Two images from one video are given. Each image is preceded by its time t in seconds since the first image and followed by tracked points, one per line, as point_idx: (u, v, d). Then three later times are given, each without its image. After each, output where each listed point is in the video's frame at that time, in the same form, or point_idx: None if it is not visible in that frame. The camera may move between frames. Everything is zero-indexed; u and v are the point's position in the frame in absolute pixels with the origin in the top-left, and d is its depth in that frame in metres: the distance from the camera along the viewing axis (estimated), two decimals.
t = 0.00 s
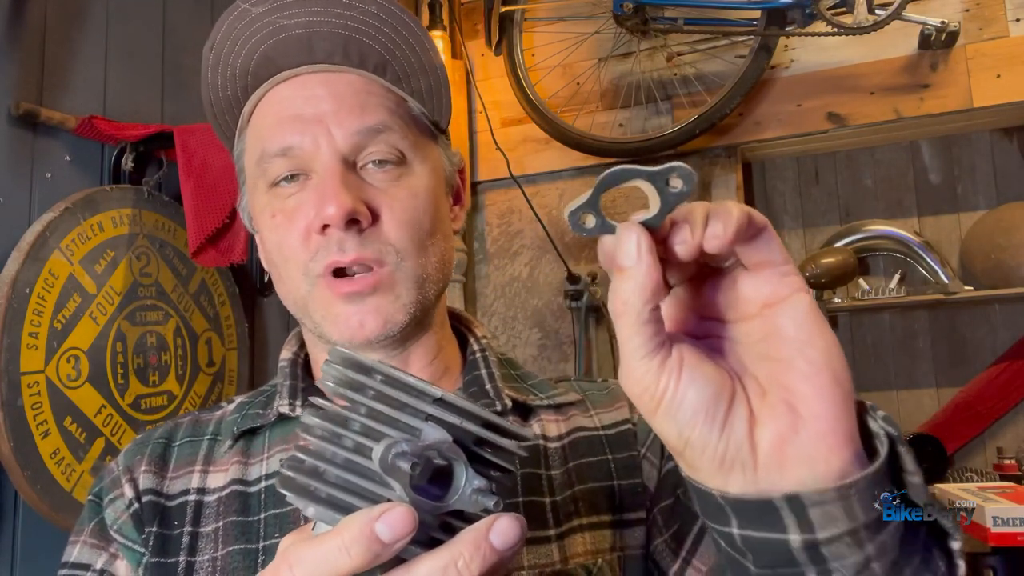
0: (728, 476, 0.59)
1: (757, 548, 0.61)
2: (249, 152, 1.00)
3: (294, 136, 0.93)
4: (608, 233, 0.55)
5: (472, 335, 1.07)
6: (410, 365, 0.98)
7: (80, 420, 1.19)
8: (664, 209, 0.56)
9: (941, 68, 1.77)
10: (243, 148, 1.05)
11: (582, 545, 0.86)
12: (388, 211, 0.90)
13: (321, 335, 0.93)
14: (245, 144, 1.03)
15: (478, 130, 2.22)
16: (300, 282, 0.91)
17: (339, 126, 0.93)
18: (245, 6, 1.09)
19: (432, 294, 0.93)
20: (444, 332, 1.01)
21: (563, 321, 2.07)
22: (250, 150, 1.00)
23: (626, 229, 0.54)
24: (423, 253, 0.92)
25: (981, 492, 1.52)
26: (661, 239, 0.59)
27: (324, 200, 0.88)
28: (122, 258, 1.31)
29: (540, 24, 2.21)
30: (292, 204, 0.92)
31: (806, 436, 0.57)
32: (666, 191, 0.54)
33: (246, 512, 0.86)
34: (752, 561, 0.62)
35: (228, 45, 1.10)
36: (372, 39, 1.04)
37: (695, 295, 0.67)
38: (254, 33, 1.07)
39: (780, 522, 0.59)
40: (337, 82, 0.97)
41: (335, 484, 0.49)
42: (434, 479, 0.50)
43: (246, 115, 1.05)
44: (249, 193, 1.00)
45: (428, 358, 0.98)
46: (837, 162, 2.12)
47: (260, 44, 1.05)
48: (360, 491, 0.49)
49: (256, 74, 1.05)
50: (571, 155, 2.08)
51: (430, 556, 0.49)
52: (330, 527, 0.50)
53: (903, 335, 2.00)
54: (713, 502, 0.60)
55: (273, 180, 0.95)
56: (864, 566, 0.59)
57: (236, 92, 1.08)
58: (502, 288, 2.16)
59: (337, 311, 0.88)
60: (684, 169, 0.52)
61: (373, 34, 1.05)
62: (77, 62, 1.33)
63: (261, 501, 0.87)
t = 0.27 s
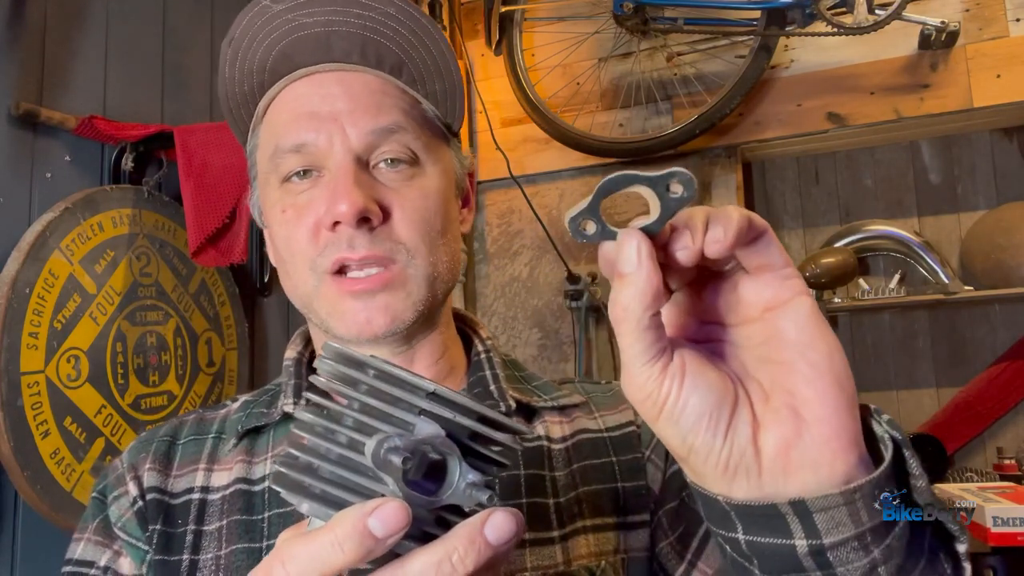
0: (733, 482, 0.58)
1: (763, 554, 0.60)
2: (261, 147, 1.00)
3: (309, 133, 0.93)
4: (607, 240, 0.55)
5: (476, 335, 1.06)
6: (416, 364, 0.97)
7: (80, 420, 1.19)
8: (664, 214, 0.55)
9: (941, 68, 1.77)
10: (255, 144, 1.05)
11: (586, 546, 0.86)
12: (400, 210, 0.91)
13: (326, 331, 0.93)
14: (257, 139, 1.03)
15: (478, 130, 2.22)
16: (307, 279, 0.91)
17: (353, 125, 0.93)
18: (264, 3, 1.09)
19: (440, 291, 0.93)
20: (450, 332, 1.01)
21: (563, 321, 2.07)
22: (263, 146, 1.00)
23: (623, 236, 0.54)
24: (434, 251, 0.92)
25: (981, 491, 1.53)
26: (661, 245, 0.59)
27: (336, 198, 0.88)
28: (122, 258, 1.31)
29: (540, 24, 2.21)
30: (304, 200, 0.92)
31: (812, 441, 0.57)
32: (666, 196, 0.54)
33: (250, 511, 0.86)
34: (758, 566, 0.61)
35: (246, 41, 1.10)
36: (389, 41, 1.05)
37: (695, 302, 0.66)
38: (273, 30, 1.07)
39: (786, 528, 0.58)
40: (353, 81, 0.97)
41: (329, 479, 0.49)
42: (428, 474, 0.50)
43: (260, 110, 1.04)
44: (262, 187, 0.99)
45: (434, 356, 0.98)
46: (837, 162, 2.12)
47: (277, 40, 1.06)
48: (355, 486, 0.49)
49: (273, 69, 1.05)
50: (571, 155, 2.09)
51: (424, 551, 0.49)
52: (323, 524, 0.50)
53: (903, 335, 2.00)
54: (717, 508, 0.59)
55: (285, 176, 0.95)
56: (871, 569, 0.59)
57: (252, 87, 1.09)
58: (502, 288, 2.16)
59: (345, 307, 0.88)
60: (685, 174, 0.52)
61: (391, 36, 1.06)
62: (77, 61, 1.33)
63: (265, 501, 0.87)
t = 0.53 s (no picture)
0: (691, 429, 0.58)
1: (728, 498, 0.59)
2: (287, 131, 1.00)
3: (334, 119, 0.93)
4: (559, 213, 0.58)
5: (478, 335, 1.06)
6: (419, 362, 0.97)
7: (80, 420, 1.19)
8: (610, 184, 0.58)
9: (941, 68, 1.77)
10: (278, 131, 1.05)
11: (587, 547, 0.86)
12: (416, 199, 0.90)
13: (333, 313, 0.91)
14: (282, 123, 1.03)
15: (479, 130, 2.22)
16: (318, 257, 0.90)
17: (379, 115, 0.94)
18: None
19: (449, 286, 0.93)
20: (453, 332, 1.00)
21: (563, 321, 2.07)
22: (288, 130, 0.99)
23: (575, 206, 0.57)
24: (447, 246, 0.92)
25: (981, 492, 1.52)
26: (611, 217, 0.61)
27: (355, 178, 0.88)
28: (122, 258, 1.31)
29: (540, 24, 2.20)
30: (321, 183, 0.92)
31: (762, 382, 0.57)
32: (610, 164, 0.56)
33: (250, 511, 0.86)
34: (724, 511, 0.60)
35: (282, 26, 1.10)
36: (419, 41, 1.08)
37: (649, 270, 0.66)
38: (310, 17, 1.08)
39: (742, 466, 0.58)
40: (380, 75, 0.99)
41: (333, 474, 0.48)
42: (432, 470, 0.50)
43: (286, 96, 1.05)
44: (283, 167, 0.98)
45: (439, 354, 0.98)
46: (837, 162, 2.12)
47: (311, 30, 1.07)
48: (358, 481, 0.49)
49: (305, 56, 1.06)
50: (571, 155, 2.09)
51: (428, 546, 0.49)
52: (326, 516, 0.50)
53: (903, 335, 2.00)
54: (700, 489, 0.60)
55: (306, 159, 0.94)
56: (829, 506, 0.58)
57: (283, 73, 1.09)
58: (502, 288, 2.16)
59: (352, 281, 0.87)
60: (622, 143, 0.55)
61: (422, 36, 1.09)
62: (77, 61, 1.33)
63: (266, 500, 0.87)
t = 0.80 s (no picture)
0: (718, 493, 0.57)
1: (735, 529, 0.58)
2: (303, 123, 1.00)
3: (351, 117, 0.94)
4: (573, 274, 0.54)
5: (478, 337, 1.06)
6: (420, 366, 0.97)
7: (80, 420, 1.19)
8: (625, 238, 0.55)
9: (941, 68, 1.77)
10: (292, 122, 1.05)
11: (586, 548, 0.86)
12: (428, 203, 0.90)
13: (335, 314, 0.91)
14: (298, 117, 1.03)
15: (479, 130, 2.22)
16: (324, 257, 0.90)
17: (396, 117, 0.94)
18: None
19: (453, 291, 0.93)
20: (455, 335, 1.00)
21: (563, 321, 2.07)
22: (304, 122, 1.00)
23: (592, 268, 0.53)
24: (455, 253, 0.92)
25: (981, 492, 1.52)
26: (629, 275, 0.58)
27: (368, 179, 0.88)
28: (122, 258, 1.31)
29: (540, 24, 2.20)
30: (333, 180, 0.92)
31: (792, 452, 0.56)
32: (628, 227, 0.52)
33: (250, 511, 0.86)
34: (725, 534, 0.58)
35: (303, 21, 1.10)
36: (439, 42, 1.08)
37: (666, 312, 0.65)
38: (331, 14, 1.08)
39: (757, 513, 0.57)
40: (401, 76, 0.99)
41: (321, 477, 0.49)
42: (422, 473, 0.50)
43: (303, 89, 1.04)
44: (294, 164, 0.99)
45: (440, 358, 0.98)
46: (837, 162, 2.12)
47: (333, 25, 1.07)
48: (347, 485, 0.49)
49: (325, 51, 1.06)
50: (572, 155, 2.10)
51: (417, 548, 0.49)
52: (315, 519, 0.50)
53: (903, 335, 2.00)
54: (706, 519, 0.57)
55: (320, 156, 0.94)
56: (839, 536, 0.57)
57: (302, 65, 1.08)
58: (502, 288, 2.16)
59: (358, 287, 0.87)
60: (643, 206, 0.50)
61: (442, 38, 1.09)
62: (78, 61, 1.33)
63: (265, 501, 0.87)
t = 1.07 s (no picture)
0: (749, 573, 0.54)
1: None
2: (318, 118, 1.00)
3: (369, 109, 0.94)
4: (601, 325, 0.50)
5: (481, 338, 1.06)
6: (420, 367, 0.97)
7: (80, 420, 1.19)
8: (656, 302, 0.50)
9: (941, 68, 1.77)
10: (309, 114, 1.04)
11: (588, 550, 0.86)
12: (440, 202, 0.90)
13: (340, 310, 0.91)
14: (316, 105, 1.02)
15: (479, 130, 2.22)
16: (331, 249, 0.89)
17: (415, 112, 0.94)
18: None
19: (456, 294, 0.92)
20: (458, 336, 1.00)
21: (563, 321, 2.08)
22: (320, 115, 1.00)
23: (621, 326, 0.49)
24: (462, 254, 0.91)
25: (981, 492, 1.52)
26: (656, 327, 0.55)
27: (383, 171, 0.88)
28: (122, 258, 1.31)
29: (540, 24, 2.20)
30: (346, 171, 0.91)
31: (828, 530, 0.54)
32: (658, 285, 0.48)
33: (250, 512, 0.86)
34: None
35: (328, 11, 1.10)
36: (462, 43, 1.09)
37: (695, 361, 0.63)
38: (356, 8, 1.08)
39: None
40: (422, 72, 0.99)
41: (324, 487, 0.48)
42: (426, 483, 0.50)
43: (322, 79, 1.04)
44: (307, 152, 0.99)
45: (439, 362, 0.98)
46: (837, 162, 2.12)
47: (357, 18, 1.07)
48: (351, 495, 0.49)
49: (348, 44, 1.05)
50: (572, 155, 2.10)
51: (423, 559, 0.48)
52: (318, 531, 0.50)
53: (903, 335, 2.00)
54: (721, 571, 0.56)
55: (335, 146, 0.94)
56: None
57: (326, 56, 1.08)
58: (502, 288, 2.16)
59: (364, 282, 0.86)
60: (677, 264, 0.46)
61: (466, 40, 1.10)
62: (78, 61, 1.33)
63: (265, 501, 0.87)
